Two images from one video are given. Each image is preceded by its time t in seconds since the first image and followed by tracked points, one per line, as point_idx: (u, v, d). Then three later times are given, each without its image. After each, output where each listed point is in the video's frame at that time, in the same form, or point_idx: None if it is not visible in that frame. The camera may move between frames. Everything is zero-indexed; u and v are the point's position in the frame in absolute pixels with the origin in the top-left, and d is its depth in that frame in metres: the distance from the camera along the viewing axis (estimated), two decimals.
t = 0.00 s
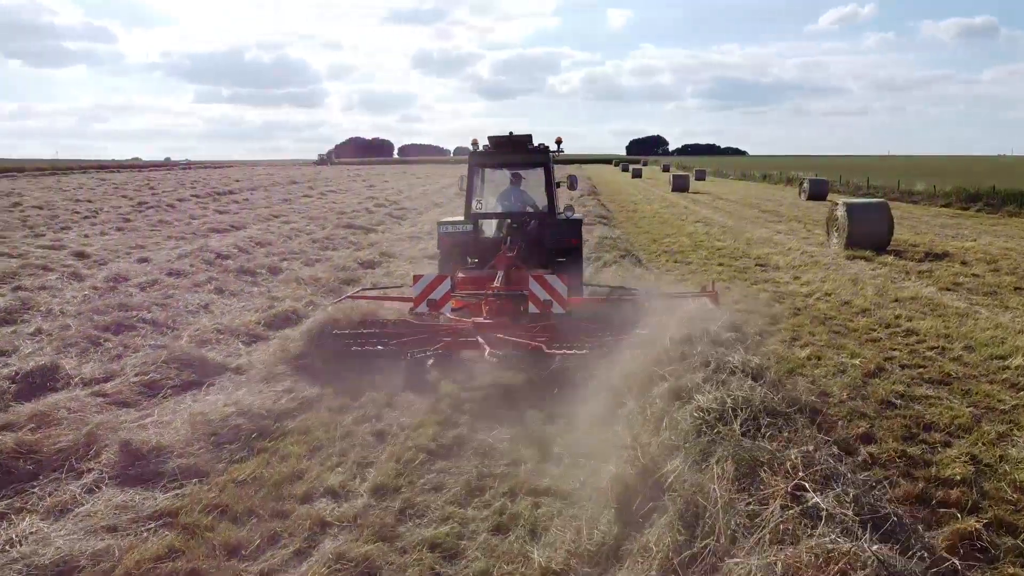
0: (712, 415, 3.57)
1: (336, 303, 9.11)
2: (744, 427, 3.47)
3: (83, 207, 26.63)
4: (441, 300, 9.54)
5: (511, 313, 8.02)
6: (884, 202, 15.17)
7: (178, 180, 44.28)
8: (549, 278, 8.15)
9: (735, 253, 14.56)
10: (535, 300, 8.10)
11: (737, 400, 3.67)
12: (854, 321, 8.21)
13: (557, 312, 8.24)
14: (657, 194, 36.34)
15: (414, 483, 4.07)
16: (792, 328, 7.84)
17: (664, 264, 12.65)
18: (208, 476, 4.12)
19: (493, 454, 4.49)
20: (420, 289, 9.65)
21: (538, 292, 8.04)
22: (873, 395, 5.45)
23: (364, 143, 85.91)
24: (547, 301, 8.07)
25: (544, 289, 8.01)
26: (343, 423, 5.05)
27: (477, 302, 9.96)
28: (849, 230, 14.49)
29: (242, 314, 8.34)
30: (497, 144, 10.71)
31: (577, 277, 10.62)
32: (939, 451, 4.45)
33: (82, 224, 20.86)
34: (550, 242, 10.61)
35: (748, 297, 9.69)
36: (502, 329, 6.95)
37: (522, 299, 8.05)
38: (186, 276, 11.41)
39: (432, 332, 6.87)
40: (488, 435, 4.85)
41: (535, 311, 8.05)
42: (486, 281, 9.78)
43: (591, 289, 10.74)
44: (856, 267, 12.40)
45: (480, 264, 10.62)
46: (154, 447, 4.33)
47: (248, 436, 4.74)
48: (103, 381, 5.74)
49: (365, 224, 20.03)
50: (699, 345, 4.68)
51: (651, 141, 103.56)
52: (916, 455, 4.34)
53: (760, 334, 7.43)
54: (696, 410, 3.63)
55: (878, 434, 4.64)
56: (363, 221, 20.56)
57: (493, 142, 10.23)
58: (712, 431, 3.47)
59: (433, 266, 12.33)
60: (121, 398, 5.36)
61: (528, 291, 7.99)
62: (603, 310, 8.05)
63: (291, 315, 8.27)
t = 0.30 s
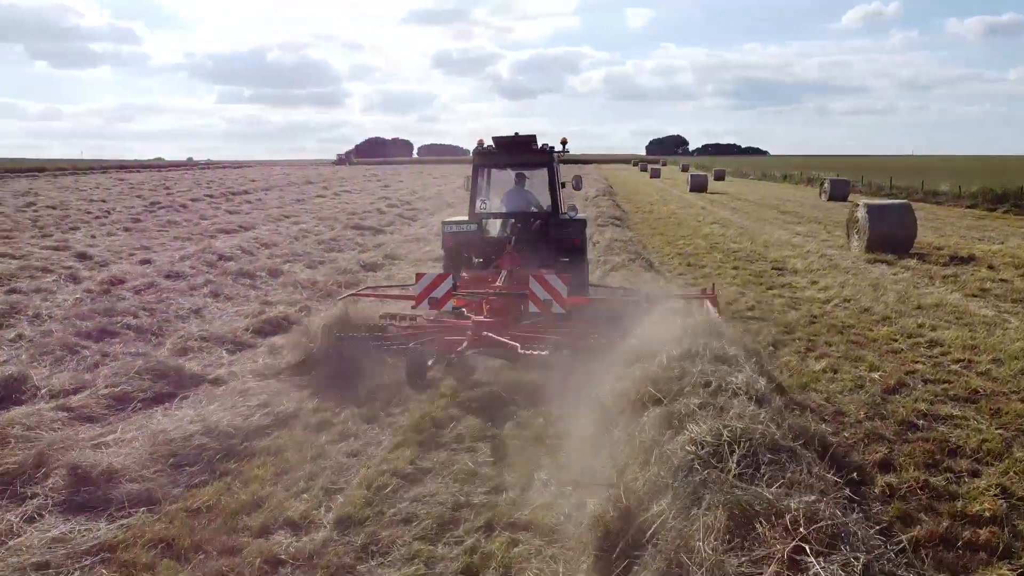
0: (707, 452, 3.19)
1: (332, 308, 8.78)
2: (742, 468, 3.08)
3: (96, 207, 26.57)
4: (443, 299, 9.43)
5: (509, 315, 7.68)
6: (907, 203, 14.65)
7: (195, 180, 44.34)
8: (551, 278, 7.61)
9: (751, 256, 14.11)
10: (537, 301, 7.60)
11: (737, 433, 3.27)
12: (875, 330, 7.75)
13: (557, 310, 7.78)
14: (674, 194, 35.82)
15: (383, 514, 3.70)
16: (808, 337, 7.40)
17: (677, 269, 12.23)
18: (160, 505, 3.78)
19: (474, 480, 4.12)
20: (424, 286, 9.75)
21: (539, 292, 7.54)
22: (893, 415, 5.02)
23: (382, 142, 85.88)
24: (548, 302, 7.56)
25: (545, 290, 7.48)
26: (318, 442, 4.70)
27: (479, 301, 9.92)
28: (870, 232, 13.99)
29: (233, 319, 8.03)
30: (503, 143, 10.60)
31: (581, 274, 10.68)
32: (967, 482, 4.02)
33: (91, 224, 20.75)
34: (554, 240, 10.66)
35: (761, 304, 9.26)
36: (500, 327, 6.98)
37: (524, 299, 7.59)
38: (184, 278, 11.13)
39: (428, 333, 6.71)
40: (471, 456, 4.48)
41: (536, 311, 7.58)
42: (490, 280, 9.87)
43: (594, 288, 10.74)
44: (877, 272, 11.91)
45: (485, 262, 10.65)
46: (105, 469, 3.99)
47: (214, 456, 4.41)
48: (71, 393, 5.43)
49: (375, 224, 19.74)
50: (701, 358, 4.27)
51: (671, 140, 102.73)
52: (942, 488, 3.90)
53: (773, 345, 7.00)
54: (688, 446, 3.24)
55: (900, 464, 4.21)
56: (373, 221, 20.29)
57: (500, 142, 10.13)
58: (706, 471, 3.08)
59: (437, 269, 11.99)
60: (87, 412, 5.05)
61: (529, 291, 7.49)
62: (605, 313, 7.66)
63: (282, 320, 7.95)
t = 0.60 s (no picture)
0: (683, 499, 2.91)
1: (322, 313, 8.46)
2: (720, 520, 2.80)
3: (106, 207, 26.49)
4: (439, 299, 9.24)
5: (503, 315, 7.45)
6: (927, 204, 14.14)
7: (208, 180, 44.32)
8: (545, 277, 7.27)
9: (764, 259, 13.66)
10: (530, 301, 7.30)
11: (716, 478, 2.98)
12: (890, 339, 7.33)
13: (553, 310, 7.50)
14: (689, 194, 35.33)
15: (335, 551, 3.35)
16: (820, 348, 6.99)
17: (686, 272, 11.81)
18: (95, 538, 3.45)
19: (441, 509, 3.77)
20: (422, 285, 9.78)
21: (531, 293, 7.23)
22: (907, 437, 4.63)
23: (398, 142, 85.79)
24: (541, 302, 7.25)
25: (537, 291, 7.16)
26: (281, 462, 4.37)
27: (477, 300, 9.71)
28: (887, 234, 13.50)
29: (217, 325, 7.72)
30: (506, 142, 10.38)
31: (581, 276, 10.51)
32: (987, 517, 3.63)
33: (97, 224, 20.60)
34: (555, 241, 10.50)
35: (771, 310, 8.85)
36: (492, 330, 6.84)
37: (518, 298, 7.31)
38: (178, 281, 10.87)
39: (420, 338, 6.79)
40: (443, 479, 4.13)
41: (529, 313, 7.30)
42: (487, 279, 9.74)
43: (595, 290, 10.61)
44: (895, 276, 11.45)
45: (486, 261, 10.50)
46: (41, 496, 3.68)
47: (166, 477, 4.07)
48: (30, 407, 5.13)
49: (381, 225, 19.47)
50: (694, 376, 3.94)
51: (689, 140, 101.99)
52: (960, 522, 3.53)
53: (780, 356, 6.61)
54: (662, 492, 2.96)
55: (914, 495, 3.83)
56: (379, 222, 19.99)
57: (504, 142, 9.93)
58: (680, 521, 2.80)
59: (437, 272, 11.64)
60: (40, 428, 4.74)
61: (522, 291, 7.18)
62: (602, 319, 7.34)
63: (268, 325, 7.64)
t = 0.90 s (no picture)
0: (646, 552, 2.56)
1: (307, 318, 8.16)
2: None
3: (113, 207, 26.39)
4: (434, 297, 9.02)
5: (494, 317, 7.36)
6: (943, 205, 13.67)
7: (218, 180, 44.25)
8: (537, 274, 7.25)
9: (773, 262, 13.25)
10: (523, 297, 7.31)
11: (678, 531, 2.62)
12: (900, 349, 6.92)
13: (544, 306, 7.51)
14: (701, 194, 34.87)
15: None
16: (825, 358, 6.60)
17: (691, 276, 11.43)
18: None
19: (395, 542, 3.43)
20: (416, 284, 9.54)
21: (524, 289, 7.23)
22: (915, 461, 4.25)
23: (410, 142, 85.66)
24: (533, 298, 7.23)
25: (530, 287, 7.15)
26: (232, 486, 4.05)
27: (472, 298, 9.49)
28: (902, 237, 13.04)
29: (196, 331, 7.44)
30: (504, 140, 10.15)
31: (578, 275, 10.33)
32: (1000, 561, 3.25)
33: (99, 224, 20.44)
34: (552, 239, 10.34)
35: (776, 316, 8.46)
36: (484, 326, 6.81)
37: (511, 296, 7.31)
38: (167, 284, 10.61)
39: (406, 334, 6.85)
40: (404, 507, 3.80)
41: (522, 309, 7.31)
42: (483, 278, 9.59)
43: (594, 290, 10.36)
44: (909, 280, 11.01)
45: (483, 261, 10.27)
46: None
47: (103, 502, 3.76)
48: None
49: (385, 225, 19.19)
50: (676, 399, 3.57)
51: (704, 140, 101.23)
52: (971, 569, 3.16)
53: (783, 367, 6.23)
54: (615, 545, 2.61)
55: (921, 532, 3.46)
56: (383, 223, 19.70)
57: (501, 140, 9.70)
58: None
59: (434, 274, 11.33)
60: None
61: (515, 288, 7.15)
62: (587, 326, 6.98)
63: (248, 330, 7.35)
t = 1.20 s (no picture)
0: None
1: (290, 324, 7.85)
2: None
3: (118, 207, 26.23)
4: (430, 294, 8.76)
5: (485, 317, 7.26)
6: (960, 206, 13.22)
7: (230, 179, 44.17)
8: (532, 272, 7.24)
9: (782, 264, 12.84)
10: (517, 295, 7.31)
11: None
12: (909, 358, 6.53)
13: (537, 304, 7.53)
14: (713, 194, 34.39)
15: None
16: (829, 369, 6.21)
17: (695, 280, 11.06)
18: None
19: None
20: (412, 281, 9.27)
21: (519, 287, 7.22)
22: (919, 489, 3.88)
23: (423, 142, 85.46)
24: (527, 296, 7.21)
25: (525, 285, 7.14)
26: (172, 513, 3.73)
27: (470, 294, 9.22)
28: (915, 239, 12.60)
29: (172, 337, 7.14)
30: (501, 139, 10.04)
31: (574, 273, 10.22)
32: None
33: (102, 224, 20.27)
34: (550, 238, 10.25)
35: (779, 323, 8.07)
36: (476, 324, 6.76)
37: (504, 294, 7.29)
38: (154, 286, 10.32)
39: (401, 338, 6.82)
40: (353, 539, 3.47)
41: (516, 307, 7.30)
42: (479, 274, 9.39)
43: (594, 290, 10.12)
44: (923, 284, 10.58)
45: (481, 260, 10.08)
46: None
47: (26, 532, 3.45)
48: None
49: (387, 225, 18.88)
50: (646, 425, 3.22)
51: (719, 140, 100.43)
52: None
53: (782, 380, 5.86)
54: None
55: None
56: (386, 223, 19.40)
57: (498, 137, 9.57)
58: None
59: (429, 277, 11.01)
60: None
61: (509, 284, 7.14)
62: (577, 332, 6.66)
63: (224, 335, 7.04)
